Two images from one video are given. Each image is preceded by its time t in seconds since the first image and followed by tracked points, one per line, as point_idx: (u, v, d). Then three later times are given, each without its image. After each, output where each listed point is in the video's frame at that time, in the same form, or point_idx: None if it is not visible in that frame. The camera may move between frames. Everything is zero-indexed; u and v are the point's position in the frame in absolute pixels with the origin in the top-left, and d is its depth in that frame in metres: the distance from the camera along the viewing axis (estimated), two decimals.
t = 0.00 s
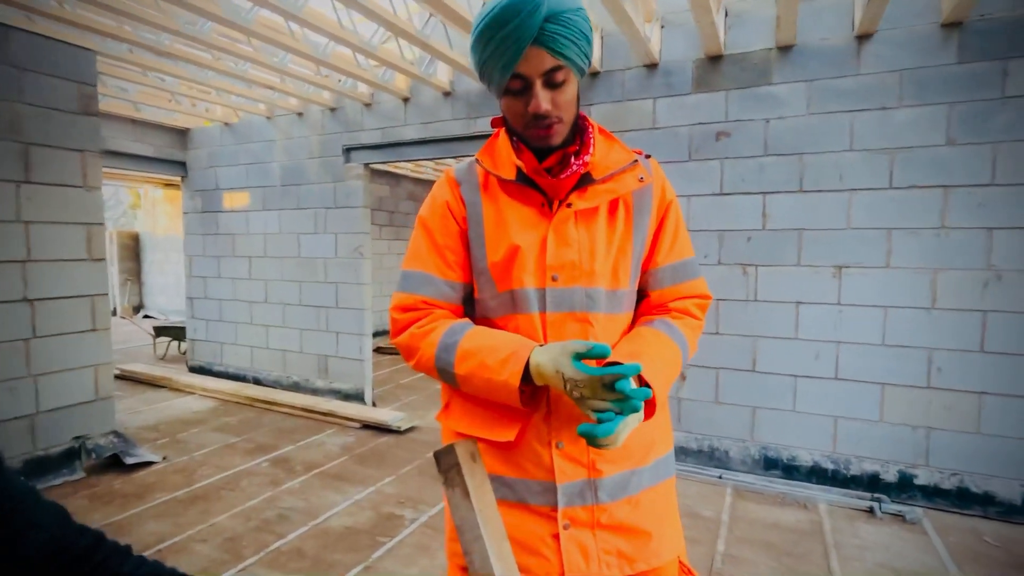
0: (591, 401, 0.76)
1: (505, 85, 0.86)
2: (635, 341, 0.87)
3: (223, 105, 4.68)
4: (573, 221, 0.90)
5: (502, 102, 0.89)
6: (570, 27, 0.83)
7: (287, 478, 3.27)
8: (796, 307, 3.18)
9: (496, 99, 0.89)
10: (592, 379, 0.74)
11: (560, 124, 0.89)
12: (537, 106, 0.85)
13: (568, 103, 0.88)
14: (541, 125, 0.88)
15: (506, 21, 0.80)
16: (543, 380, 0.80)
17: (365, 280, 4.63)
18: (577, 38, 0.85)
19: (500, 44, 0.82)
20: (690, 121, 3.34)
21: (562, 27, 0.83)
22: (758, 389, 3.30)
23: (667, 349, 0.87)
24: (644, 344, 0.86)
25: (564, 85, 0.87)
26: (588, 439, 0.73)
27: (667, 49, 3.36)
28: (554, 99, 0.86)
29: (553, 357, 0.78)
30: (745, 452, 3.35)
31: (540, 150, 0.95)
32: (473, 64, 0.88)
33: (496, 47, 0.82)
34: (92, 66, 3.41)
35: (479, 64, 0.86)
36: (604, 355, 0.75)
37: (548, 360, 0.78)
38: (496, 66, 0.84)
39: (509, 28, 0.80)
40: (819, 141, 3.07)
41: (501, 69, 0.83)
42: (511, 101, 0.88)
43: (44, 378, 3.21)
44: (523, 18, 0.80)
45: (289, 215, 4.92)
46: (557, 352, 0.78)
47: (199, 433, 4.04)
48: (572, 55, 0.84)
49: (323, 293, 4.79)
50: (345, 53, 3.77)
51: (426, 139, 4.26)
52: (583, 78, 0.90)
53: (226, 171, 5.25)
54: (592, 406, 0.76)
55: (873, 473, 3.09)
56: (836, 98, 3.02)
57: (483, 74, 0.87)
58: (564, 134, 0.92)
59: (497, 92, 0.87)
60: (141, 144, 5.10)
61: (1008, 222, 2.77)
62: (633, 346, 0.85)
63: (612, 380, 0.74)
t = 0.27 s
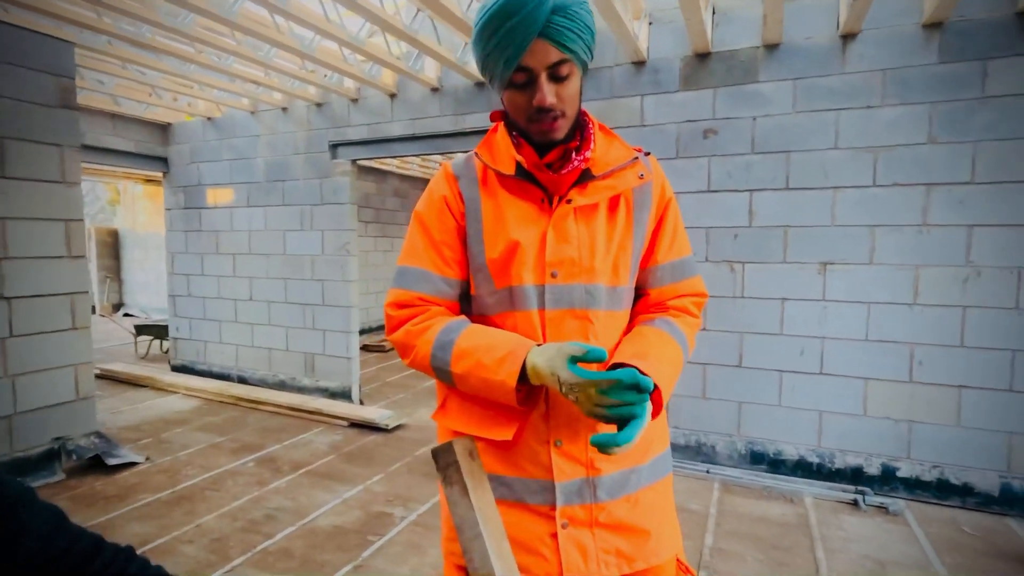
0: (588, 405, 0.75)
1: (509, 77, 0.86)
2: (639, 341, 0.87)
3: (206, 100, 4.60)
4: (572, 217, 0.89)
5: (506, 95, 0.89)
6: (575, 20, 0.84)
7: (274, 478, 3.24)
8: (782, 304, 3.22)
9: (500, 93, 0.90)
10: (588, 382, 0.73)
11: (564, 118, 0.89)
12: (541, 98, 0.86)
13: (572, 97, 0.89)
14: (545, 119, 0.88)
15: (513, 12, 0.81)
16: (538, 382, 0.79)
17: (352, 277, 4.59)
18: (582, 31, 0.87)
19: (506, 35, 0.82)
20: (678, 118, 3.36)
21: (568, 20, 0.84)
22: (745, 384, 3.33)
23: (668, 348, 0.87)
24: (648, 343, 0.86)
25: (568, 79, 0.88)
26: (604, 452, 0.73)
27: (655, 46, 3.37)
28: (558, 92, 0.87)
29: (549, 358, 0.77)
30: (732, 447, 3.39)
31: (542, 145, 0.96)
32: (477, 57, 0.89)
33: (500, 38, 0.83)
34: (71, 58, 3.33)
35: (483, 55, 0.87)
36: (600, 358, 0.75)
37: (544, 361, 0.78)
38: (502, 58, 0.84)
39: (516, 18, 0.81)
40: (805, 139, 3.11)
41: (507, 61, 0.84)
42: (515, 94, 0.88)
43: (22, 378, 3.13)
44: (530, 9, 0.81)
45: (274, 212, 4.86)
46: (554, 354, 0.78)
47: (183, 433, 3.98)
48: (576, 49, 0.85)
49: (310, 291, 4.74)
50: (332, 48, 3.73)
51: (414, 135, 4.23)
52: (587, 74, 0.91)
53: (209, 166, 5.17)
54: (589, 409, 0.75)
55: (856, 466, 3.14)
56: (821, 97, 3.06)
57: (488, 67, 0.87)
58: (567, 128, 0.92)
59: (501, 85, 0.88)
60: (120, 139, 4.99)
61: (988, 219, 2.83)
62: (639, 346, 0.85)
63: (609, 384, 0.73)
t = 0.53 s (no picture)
0: (579, 409, 0.74)
1: (515, 64, 0.87)
2: (649, 342, 0.89)
3: (192, 95, 4.53)
4: (575, 213, 0.89)
5: (510, 84, 0.90)
6: (580, 10, 0.87)
7: (265, 478, 3.21)
8: (772, 301, 3.25)
9: (505, 82, 0.91)
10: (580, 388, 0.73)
11: (569, 107, 0.90)
12: (546, 85, 0.87)
13: (577, 86, 0.90)
14: (550, 107, 0.89)
15: None
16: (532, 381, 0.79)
17: (342, 275, 4.56)
18: (588, 22, 0.89)
19: (512, 21, 0.84)
20: (669, 116, 3.37)
21: (573, 9, 0.86)
22: (736, 381, 3.36)
23: (676, 347, 0.90)
24: (658, 344, 0.89)
25: (573, 68, 0.89)
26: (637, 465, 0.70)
27: (647, 44, 3.38)
28: (563, 81, 0.89)
29: (546, 357, 0.77)
30: (723, 443, 3.42)
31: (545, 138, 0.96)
32: (483, 48, 0.90)
33: (508, 23, 0.85)
34: (54, 52, 3.27)
35: (489, 41, 0.88)
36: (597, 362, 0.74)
37: (543, 359, 0.77)
38: (508, 43, 0.85)
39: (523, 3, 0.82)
40: (795, 137, 3.13)
41: (513, 46, 0.85)
42: (520, 82, 0.89)
43: (5, 379, 3.07)
44: None
45: (263, 209, 4.81)
46: (553, 354, 0.77)
47: (171, 433, 3.93)
48: (582, 38, 0.87)
49: (299, 289, 4.70)
50: (322, 44, 3.70)
51: (405, 132, 4.21)
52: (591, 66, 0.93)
53: (196, 163, 5.10)
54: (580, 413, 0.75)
55: (845, 461, 3.18)
56: (810, 96, 3.09)
57: (493, 55, 0.88)
58: (571, 119, 0.93)
59: (506, 73, 0.89)
60: (105, 135, 4.90)
61: (974, 217, 2.87)
62: (651, 348, 0.88)
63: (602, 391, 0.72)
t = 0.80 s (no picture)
0: (581, 405, 0.75)
1: (528, 47, 0.90)
2: (661, 340, 0.91)
3: (185, 93, 4.49)
4: (589, 209, 0.91)
5: (524, 69, 0.92)
6: None
7: (261, 477, 3.19)
8: (767, 299, 3.27)
9: (518, 68, 0.93)
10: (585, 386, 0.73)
11: (583, 89, 0.92)
12: (560, 63, 0.89)
13: (589, 69, 0.92)
14: (564, 88, 0.90)
15: None
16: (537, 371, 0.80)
17: (337, 274, 4.54)
18: (597, 6, 0.92)
19: (524, 4, 0.88)
20: (666, 116, 3.39)
21: None
22: (731, 379, 3.38)
23: (689, 345, 0.92)
24: (671, 342, 0.91)
25: (586, 51, 0.91)
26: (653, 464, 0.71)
27: (643, 44, 3.39)
28: (576, 62, 0.91)
29: (555, 349, 0.77)
30: (719, 440, 3.44)
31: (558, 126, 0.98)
32: (496, 36, 0.93)
33: (520, 6, 0.88)
34: (46, 48, 3.23)
35: (501, 29, 0.91)
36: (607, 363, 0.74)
37: (551, 351, 0.77)
38: (520, 25, 0.88)
39: None
40: (790, 137, 3.16)
41: (526, 28, 0.88)
42: (534, 66, 0.91)
43: None
44: None
45: (257, 208, 4.78)
46: (561, 347, 0.77)
47: (165, 433, 3.90)
48: (593, 19, 0.90)
49: (294, 288, 4.67)
50: (317, 42, 3.68)
51: (401, 131, 4.20)
52: (602, 53, 0.96)
53: (189, 161, 5.06)
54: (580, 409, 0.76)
55: (839, 457, 3.22)
56: (805, 96, 3.12)
57: (507, 41, 0.91)
58: (586, 103, 0.94)
59: (520, 58, 0.91)
60: (96, 133, 4.85)
61: (966, 216, 2.91)
62: (665, 346, 0.90)
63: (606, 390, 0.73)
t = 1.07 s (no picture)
0: (606, 403, 0.77)
1: (535, 44, 0.91)
2: (672, 339, 0.96)
3: (182, 91, 4.48)
4: (599, 207, 0.94)
5: (532, 67, 0.93)
6: None
7: (261, 477, 3.19)
8: (764, 297, 3.30)
9: (526, 66, 0.94)
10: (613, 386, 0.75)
11: (590, 83, 0.93)
12: (567, 58, 0.90)
13: (596, 63, 0.93)
14: (571, 83, 0.92)
15: None
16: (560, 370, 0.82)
17: (335, 273, 4.54)
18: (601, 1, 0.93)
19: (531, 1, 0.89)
20: (663, 115, 3.41)
21: None
22: (728, 377, 3.41)
23: (697, 342, 0.97)
24: (682, 341, 0.95)
25: (592, 45, 0.93)
26: (671, 458, 0.73)
27: (641, 44, 3.41)
28: (583, 57, 0.92)
29: (582, 349, 0.78)
30: (716, 438, 3.47)
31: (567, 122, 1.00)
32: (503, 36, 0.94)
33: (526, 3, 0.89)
34: (43, 46, 3.22)
35: (508, 30, 0.92)
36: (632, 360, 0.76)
37: (577, 352, 0.79)
38: (526, 22, 0.90)
39: None
40: (787, 137, 3.18)
41: (531, 25, 0.89)
42: (541, 62, 0.92)
43: None
44: None
45: (254, 207, 4.77)
46: (587, 348, 0.79)
47: (163, 433, 3.88)
48: (598, 14, 0.91)
49: (291, 287, 4.67)
50: (316, 41, 3.68)
51: (399, 130, 4.20)
52: (608, 48, 0.97)
53: (185, 161, 5.04)
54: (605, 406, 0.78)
55: (835, 454, 3.25)
56: (801, 96, 3.14)
57: (514, 40, 0.92)
58: (593, 97, 0.95)
59: (527, 56, 0.93)
60: (91, 131, 4.82)
61: (959, 215, 2.95)
62: (676, 344, 0.94)
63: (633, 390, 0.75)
